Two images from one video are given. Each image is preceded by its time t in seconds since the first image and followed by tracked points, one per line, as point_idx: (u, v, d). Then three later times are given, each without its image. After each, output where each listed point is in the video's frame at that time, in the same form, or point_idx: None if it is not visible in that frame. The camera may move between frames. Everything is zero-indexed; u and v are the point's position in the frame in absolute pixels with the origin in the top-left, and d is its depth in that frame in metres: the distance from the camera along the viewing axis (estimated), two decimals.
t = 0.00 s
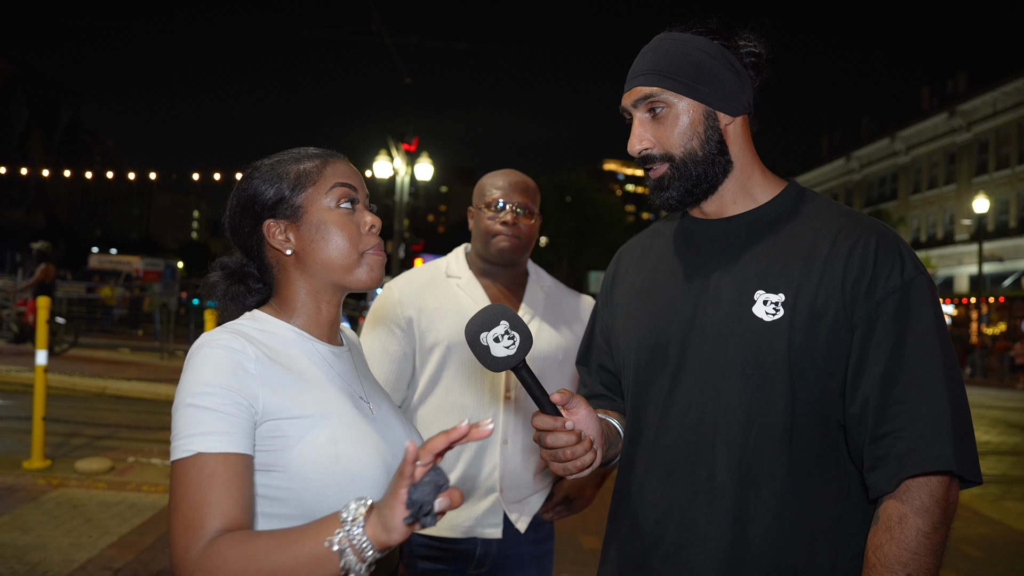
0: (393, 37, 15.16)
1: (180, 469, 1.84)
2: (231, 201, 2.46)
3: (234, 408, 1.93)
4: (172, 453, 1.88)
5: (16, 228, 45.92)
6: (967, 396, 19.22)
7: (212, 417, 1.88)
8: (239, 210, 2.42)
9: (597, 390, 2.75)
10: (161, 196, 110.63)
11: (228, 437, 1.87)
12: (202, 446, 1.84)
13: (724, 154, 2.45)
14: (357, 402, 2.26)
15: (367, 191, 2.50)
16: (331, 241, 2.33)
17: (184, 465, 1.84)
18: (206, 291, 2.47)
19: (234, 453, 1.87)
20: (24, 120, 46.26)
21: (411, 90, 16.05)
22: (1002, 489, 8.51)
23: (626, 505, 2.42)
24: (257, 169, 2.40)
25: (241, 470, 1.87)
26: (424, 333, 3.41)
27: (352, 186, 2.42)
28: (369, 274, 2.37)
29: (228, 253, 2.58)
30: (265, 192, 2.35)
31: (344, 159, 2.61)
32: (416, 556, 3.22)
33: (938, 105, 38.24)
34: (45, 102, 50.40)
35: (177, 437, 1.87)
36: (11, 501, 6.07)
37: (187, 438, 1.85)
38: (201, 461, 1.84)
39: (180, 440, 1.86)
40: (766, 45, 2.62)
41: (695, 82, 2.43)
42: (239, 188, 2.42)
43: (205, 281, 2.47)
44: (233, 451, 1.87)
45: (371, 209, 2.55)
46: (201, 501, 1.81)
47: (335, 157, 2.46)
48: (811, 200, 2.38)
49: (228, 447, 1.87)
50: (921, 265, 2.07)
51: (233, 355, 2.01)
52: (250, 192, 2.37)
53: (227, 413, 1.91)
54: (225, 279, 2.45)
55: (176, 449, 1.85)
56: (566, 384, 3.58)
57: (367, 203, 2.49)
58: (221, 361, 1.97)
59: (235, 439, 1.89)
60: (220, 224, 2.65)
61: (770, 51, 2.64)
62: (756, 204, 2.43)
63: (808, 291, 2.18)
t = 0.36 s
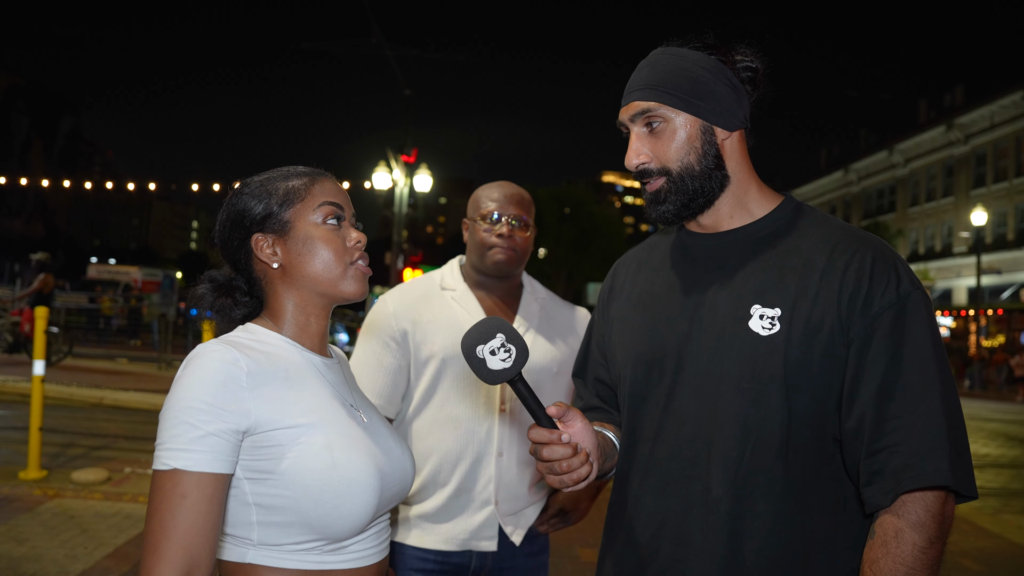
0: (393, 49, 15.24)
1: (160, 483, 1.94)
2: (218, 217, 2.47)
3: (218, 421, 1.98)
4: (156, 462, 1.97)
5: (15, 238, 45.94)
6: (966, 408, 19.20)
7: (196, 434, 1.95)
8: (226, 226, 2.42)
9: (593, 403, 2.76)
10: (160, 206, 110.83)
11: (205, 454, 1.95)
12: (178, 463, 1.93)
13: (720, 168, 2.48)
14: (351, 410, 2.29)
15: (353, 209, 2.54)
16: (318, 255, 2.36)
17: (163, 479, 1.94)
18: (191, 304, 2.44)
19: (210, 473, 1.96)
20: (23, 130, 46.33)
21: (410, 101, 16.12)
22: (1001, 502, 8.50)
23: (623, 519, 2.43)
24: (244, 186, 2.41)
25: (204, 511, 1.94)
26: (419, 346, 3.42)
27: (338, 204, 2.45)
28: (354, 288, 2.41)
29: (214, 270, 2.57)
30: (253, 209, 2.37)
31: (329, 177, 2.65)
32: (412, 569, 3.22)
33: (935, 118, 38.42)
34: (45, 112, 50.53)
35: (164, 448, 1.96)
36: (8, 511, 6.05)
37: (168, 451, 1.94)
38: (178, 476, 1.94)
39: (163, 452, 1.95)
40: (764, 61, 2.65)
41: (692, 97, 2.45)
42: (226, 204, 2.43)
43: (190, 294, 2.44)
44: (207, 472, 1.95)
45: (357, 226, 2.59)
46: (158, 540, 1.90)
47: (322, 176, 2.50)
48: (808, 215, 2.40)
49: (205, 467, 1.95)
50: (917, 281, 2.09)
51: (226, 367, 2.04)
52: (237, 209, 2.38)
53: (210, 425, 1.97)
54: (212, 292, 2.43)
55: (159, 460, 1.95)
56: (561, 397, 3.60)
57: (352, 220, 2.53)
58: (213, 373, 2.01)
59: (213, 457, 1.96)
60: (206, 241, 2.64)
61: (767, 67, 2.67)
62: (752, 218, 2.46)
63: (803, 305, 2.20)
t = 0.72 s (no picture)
0: (394, 49, 15.28)
1: (128, 480, 2.00)
2: (211, 216, 2.49)
3: (180, 424, 2.00)
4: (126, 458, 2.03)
5: (16, 237, 45.96)
6: (967, 409, 19.21)
7: (158, 435, 1.98)
8: (219, 225, 2.44)
9: (592, 403, 2.79)
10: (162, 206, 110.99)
11: (166, 456, 1.99)
12: (141, 464, 1.98)
13: (718, 168, 2.51)
14: (325, 415, 2.27)
15: (347, 211, 2.55)
16: (309, 259, 2.37)
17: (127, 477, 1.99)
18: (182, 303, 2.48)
19: (170, 476, 2.00)
20: (25, 129, 46.37)
21: (411, 102, 16.14)
22: (1002, 503, 8.52)
23: (623, 517, 2.46)
24: (238, 186, 2.42)
25: (164, 522, 1.99)
26: (419, 346, 3.45)
27: (332, 208, 2.46)
28: (342, 294, 2.42)
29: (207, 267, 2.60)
30: (246, 211, 2.39)
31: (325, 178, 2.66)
32: (412, 568, 3.26)
33: (937, 118, 38.39)
34: (47, 112, 50.58)
35: (132, 444, 2.00)
36: (11, 510, 6.08)
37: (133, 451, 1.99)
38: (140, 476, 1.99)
39: (130, 450, 2.00)
40: (764, 62, 2.67)
41: (691, 97, 2.48)
42: (219, 203, 2.44)
43: (181, 292, 2.48)
44: (169, 476, 2.00)
45: (350, 228, 2.59)
46: (111, 541, 1.95)
47: (317, 179, 2.51)
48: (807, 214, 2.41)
49: (165, 470, 1.99)
50: (916, 280, 2.11)
51: (193, 369, 2.04)
52: (231, 210, 2.40)
53: (173, 426, 2.00)
54: (202, 290, 2.46)
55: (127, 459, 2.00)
56: (560, 397, 3.63)
57: (345, 223, 2.54)
58: (179, 375, 2.02)
59: (173, 461, 2.00)
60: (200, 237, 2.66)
61: (768, 69, 2.70)
62: (749, 218, 2.48)
63: (800, 305, 2.23)
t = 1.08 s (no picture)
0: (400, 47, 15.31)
1: (128, 492, 1.90)
2: (191, 207, 2.36)
3: (183, 432, 1.92)
4: (123, 473, 1.92)
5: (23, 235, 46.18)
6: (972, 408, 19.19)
7: (162, 446, 1.89)
8: (200, 218, 2.32)
9: (595, 397, 2.78)
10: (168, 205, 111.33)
11: (169, 465, 1.90)
12: (150, 477, 1.88)
13: (718, 165, 2.49)
14: (320, 414, 2.24)
15: (334, 206, 2.49)
16: (299, 256, 2.31)
17: (133, 491, 1.89)
18: (161, 298, 2.38)
19: (182, 485, 1.91)
20: (32, 128, 46.60)
21: (417, 100, 16.16)
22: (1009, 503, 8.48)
23: (619, 505, 2.47)
24: (222, 177, 2.31)
25: (182, 526, 1.91)
26: (424, 344, 3.45)
27: (321, 203, 2.40)
28: (330, 293, 2.38)
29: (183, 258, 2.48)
30: (231, 205, 2.28)
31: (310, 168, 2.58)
32: (415, 566, 3.25)
33: (943, 116, 38.25)
34: (53, 110, 50.78)
35: (127, 455, 1.90)
36: (17, 507, 6.11)
37: (133, 464, 1.89)
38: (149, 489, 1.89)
39: (130, 463, 1.90)
40: (770, 65, 2.66)
41: (694, 92, 2.47)
42: (200, 195, 2.32)
43: (160, 287, 2.37)
44: (182, 485, 1.91)
45: (337, 222, 2.54)
46: (131, 554, 1.86)
47: (304, 171, 2.43)
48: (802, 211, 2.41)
49: (175, 481, 1.90)
50: (921, 267, 2.10)
51: (192, 374, 1.97)
52: (214, 202, 2.29)
53: (175, 434, 1.91)
54: (180, 285, 2.35)
55: (126, 473, 1.90)
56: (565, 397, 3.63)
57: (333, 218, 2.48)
58: (178, 381, 1.94)
59: (180, 471, 1.91)
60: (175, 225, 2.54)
61: (774, 72, 2.69)
62: (748, 215, 2.47)
63: (798, 302, 2.22)
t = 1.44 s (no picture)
0: (400, 53, 15.38)
1: (114, 504, 1.85)
2: (176, 197, 2.23)
3: (175, 439, 1.86)
4: (109, 483, 1.86)
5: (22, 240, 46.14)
6: (970, 413, 19.20)
7: (155, 455, 1.84)
8: (187, 209, 2.20)
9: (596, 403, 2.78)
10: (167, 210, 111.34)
11: (161, 475, 1.85)
12: (137, 489, 1.84)
13: (714, 169, 2.50)
14: (320, 413, 2.18)
15: (330, 198, 2.39)
16: (296, 253, 2.22)
17: (118, 502, 1.85)
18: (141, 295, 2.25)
19: (171, 498, 1.86)
20: (31, 132, 46.63)
21: (416, 105, 16.23)
22: (1007, 507, 8.49)
23: (616, 508, 2.47)
24: (211, 166, 2.19)
25: (171, 546, 1.86)
26: (424, 349, 3.44)
27: (317, 196, 2.30)
28: (326, 292, 2.29)
29: (165, 250, 2.34)
30: (223, 196, 2.17)
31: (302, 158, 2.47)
32: (413, 570, 3.26)
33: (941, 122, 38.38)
34: (53, 115, 50.81)
35: (115, 465, 1.85)
36: (13, 513, 6.09)
37: (124, 475, 1.84)
38: (135, 501, 1.84)
39: (118, 474, 1.85)
40: (756, 77, 2.69)
41: (688, 98, 2.48)
42: (187, 185, 2.19)
43: (140, 284, 2.25)
44: (171, 497, 1.86)
45: (332, 215, 2.45)
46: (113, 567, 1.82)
47: (300, 162, 2.32)
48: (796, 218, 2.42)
49: (163, 492, 1.85)
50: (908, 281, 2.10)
51: (185, 377, 1.90)
52: (204, 192, 2.17)
53: (166, 441, 1.85)
54: (163, 280, 2.22)
55: (114, 484, 1.85)
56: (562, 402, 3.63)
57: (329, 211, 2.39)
58: (170, 385, 1.87)
59: (172, 481, 1.86)
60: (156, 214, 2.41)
61: (760, 82, 2.72)
62: (744, 221, 2.47)
63: (795, 307, 2.21)
